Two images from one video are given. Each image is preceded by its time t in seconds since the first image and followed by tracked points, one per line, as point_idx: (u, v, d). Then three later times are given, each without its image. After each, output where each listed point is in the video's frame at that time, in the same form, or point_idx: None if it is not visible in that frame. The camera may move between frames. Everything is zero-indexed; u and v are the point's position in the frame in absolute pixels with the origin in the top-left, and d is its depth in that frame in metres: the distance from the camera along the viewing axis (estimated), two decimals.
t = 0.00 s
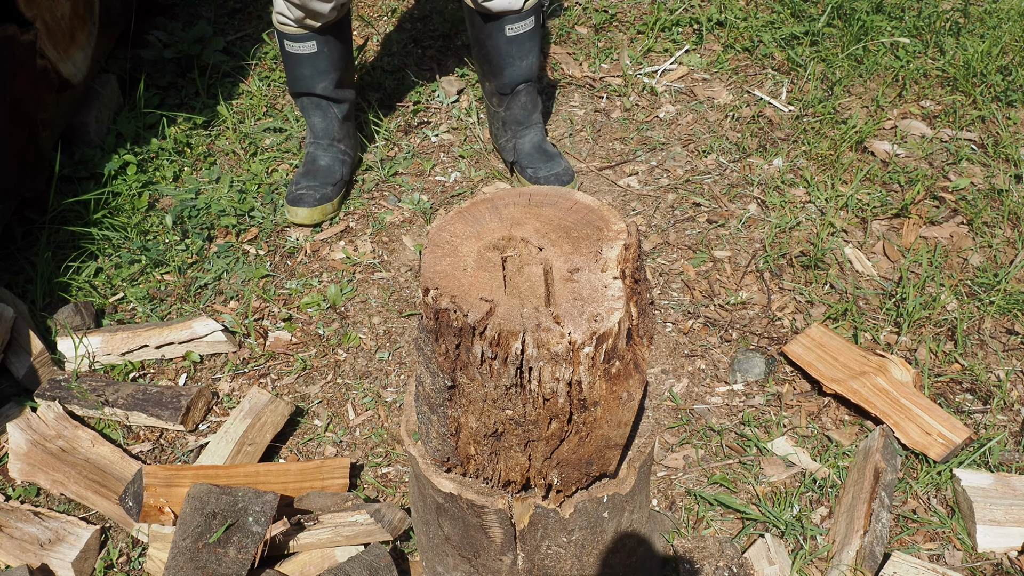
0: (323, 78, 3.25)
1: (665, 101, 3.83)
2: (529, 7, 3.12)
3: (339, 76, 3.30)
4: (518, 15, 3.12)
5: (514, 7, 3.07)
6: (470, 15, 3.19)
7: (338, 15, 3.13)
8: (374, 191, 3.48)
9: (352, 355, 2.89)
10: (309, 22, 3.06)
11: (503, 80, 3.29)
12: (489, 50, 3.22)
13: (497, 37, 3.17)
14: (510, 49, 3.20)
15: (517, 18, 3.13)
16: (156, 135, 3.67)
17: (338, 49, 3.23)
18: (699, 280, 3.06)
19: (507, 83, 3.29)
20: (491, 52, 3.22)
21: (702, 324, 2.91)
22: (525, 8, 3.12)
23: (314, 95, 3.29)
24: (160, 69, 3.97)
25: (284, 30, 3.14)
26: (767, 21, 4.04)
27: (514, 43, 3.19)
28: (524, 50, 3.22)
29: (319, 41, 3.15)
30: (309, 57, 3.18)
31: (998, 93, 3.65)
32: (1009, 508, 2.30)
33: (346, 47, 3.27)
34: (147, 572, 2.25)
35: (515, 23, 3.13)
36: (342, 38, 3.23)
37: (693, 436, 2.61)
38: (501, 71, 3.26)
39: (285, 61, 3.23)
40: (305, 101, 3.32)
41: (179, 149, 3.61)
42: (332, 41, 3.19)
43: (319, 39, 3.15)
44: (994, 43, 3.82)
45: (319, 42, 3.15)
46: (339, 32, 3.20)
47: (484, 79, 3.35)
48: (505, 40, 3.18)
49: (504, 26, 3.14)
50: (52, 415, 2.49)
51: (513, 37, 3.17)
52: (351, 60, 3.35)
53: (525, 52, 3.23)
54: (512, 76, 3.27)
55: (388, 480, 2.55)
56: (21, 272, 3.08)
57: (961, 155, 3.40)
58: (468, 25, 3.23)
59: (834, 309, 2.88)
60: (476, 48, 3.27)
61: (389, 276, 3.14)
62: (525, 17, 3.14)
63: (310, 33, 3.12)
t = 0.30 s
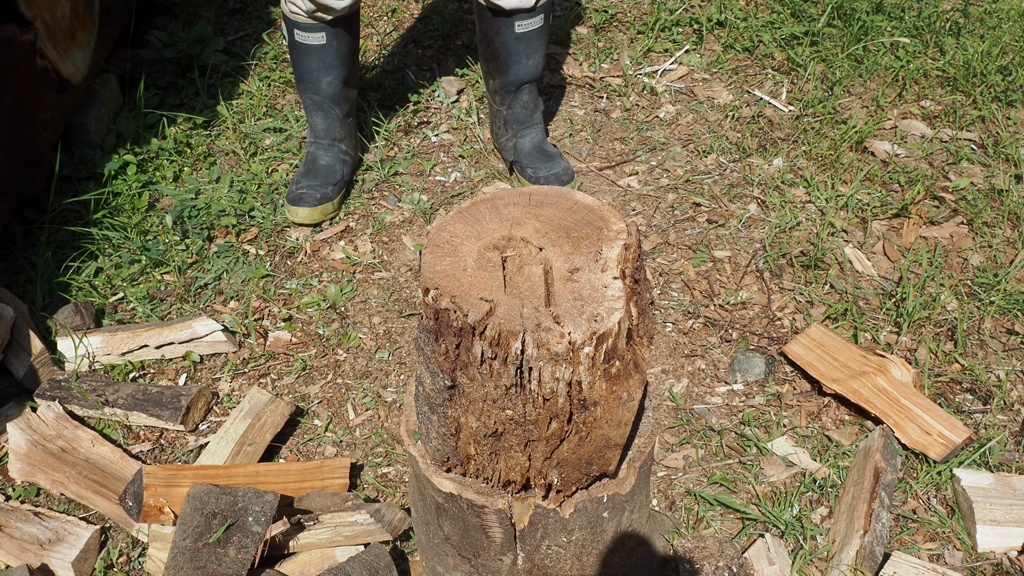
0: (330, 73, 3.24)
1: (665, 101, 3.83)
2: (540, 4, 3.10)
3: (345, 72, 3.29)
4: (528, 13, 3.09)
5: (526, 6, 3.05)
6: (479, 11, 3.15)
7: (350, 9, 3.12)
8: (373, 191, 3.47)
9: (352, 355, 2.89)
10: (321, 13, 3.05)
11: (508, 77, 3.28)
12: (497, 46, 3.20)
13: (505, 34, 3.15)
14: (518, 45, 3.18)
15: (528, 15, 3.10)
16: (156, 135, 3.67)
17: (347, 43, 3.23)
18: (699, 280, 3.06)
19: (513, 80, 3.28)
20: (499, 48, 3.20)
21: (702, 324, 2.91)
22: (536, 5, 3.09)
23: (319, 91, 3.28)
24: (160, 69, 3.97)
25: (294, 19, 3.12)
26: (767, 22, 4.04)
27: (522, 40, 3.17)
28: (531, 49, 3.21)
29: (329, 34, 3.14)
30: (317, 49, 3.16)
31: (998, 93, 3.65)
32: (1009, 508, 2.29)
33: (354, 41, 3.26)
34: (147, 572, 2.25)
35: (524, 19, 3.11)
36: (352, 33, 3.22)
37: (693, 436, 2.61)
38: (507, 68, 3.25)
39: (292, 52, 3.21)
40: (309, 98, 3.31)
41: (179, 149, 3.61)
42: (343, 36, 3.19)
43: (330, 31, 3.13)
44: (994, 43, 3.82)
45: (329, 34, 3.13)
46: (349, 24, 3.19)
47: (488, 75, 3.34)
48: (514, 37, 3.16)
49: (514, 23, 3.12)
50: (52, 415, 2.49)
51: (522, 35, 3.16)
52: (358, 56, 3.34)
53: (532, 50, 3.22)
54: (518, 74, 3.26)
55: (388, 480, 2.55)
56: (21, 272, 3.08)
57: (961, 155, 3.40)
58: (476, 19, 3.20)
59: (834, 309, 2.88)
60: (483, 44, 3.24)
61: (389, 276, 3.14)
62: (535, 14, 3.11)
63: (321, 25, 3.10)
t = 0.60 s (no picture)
0: (330, 82, 3.24)
1: (665, 101, 3.83)
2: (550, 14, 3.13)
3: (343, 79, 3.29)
4: (537, 22, 3.12)
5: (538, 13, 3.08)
6: (484, 13, 3.13)
7: (345, 22, 3.13)
8: (373, 191, 3.47)
9: (352, 355, 2.89)
10: (317, 26, 3.05)
11: (510, 81, 3.29)
12: (501, 50, 3.19)
13: (511, 37, 3.14)
14: (523, 52, 3.19)
15: (535, 23, 3.13)
16: (156, 135, 3.67)
17: (342, 56, 3.23)
18: (699, 280, 3.06)
19: (515, 84, 3.29)
20: (503, 53, 3.20)
21: (702, 324, 2.91)
22: (547, 14, 3.12)
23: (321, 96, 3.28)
24: (160, 69, 3.97)
25: (291, 36, 3.12)
26: (767, 21, 4.04)
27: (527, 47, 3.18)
28: (535, 55, 3.23)
29: (326, 48, 3.14)
30: (314, 62, 3.17)
31: (998, 93, 3.65)
32: (1009, 508, 2.29)
33: (349, 53, 3.27)
34: (147, 572, 2.25)
35: (532, 28, 3.13)
36: (347, 46, 3.23)
37: (693, 436, 2.61)
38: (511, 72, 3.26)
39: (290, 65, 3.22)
40: (310, 102, 3.31)
41: (179, 149, 3.61)
42: (340, 47, 3.19)
43: (327, 45, 3.14)
44: (994, 43, 3.82)
45: (326, 48, 3.14)
46: (345, 38, 3.20)
47: (489, 78, 3.34)
48: (519, 42, 3.16)
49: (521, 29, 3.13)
50: (52, 416, 2.49)
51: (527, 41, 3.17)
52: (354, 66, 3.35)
53: (535, 58, 3.24)
54: (521, 80, 3.28)
55: (388, 480, 2.55)
56: (21, 272, 3.08)
57: (961, 155, 3.40)
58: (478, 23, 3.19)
59: (834, 309, 2.88)
60: (484, 47, 3.23)
61: (389, 277, 3.14)
62: (544, 23, 3.14)
63: (317, 39, 3.11)
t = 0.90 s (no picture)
0: (329, 75, 3.18)
1: (665, 101, 3.83)
2: None
3: (343, 75, 3.23)
4: (536, 7, 3.08)
5: None
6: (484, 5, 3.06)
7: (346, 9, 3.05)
8: (373, 190, 3.47)
9: (352, 355, 2.89)
10: (319, 10, 2.99)
11: (511, 74, 3.27)
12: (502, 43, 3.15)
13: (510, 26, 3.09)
14: (524, 40, 3.15)
15: (536, 10, 3.09)
16: (155, 135, 3.67)
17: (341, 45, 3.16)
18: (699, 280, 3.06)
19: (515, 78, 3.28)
20: (504, 44, 3.16)
21: (702, 324, 2.91)
22: None
23: (318, 93, 3.23)
24: (160, 69, 3.97)
25: (293, 22, 3.05)
26: (767, 22, 4.04)
27: (528, 35, 3.15)
28: (536, 44, 3.20)
29: (327, 35, 3.07)
30: (315, 52, 3.10)
31: (998, 93, 3.65)
32: (1009, 508, 2.31)
33: (348, 41, 3.18)
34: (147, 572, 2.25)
35: (530, 15, 3.09)
36: (346, 35, 3.16)
37: (693, 436, 2.60)
38: (513, 63, 3.23)
39: (290, 55, 3.15)
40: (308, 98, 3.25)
41: (179, 149, 3.61)
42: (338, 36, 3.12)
43: (327, 32, 3.06)
44: (994, 43, 3.82)
45: (327, 35, 3.06)
46: (345, 24, 3.12)
47: (489, 72, 3.30)
48: (520, 32, 3.13)
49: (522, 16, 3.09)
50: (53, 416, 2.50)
51: (528, 29, 3.14)
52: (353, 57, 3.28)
53: (536, 47, 3.21)
54: (521, 70, 3.26)
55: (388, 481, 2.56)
56: (21, 272, 3.08)
57: (961, 155, 3.40)
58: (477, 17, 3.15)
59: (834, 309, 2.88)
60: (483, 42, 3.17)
61: (389, 277, 3.14)
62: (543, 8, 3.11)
63: (319, 25, 3.04)
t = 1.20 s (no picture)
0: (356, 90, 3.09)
1: (665, 101, 3.83)
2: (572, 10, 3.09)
3: (374, 87, 3.11)
4: (559, 16, 3.07)
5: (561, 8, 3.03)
6: (506, 6, 3.08)
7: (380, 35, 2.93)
8: (373, 190, 3.47)
9: (352, 355, 2.89)
10: (356, 32, 2.87)
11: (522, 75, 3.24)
12: (518, 45, 3.15)
13: (530, 32, 3.10)
14: (541, 46, 3.14)
15: (557, 19, 3.08)
16: (156, 135, 3.67)
17: (372, 69, 3.04)
18: (699, 280, 3.06)
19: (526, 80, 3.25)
20: (521, 46, 3.15)
21: (702, 324, 2.91)
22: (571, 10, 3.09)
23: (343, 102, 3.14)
24: (160, 69, 3.97)
25: (325, 38, 2.93)
26: (767, 21, 4.05)
27: (545, 42, 3.13)
28: (553, 51, 3.18)
29: (357, 59, 2.97)
30: (344, 66, 3.00)
31: (998, 93, 3.65)
32: (1009, 508, 2.28)
33: (383, 61, 3.06)
34: (147, 572, 2.25)
35: (553, 23, 3.08)
36: (382, 56, 3.03)
37: (693, 436, 2.60)
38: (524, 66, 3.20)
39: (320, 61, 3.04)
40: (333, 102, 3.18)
41: (179, 149, 3.62)
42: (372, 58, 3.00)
43: (359, 53, 2.96)
44: (994, 43, 3.82)
45: (358, 58, 2.97)
46: (381, 49, 3.01)
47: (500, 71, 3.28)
48: (539, 38, 3.12)
49: (542, 23, 3.08)
50: (52, 415, 2.49)
51: (547, 37, 3.12)
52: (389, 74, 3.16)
53: (553, 54, 3.19)
54: (535, 74, 3.23)
55: (388, 481, 2.55)
56: (21, 272, 3.08)
57: (961, 155, 3.40)
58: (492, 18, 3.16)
59: (834, 309, 2.88)
60: (501, 42, 3.19)
61: (389, 277, 3.14)
62: (564, 19, 3.10)
63: (353, 46, 2.93)
